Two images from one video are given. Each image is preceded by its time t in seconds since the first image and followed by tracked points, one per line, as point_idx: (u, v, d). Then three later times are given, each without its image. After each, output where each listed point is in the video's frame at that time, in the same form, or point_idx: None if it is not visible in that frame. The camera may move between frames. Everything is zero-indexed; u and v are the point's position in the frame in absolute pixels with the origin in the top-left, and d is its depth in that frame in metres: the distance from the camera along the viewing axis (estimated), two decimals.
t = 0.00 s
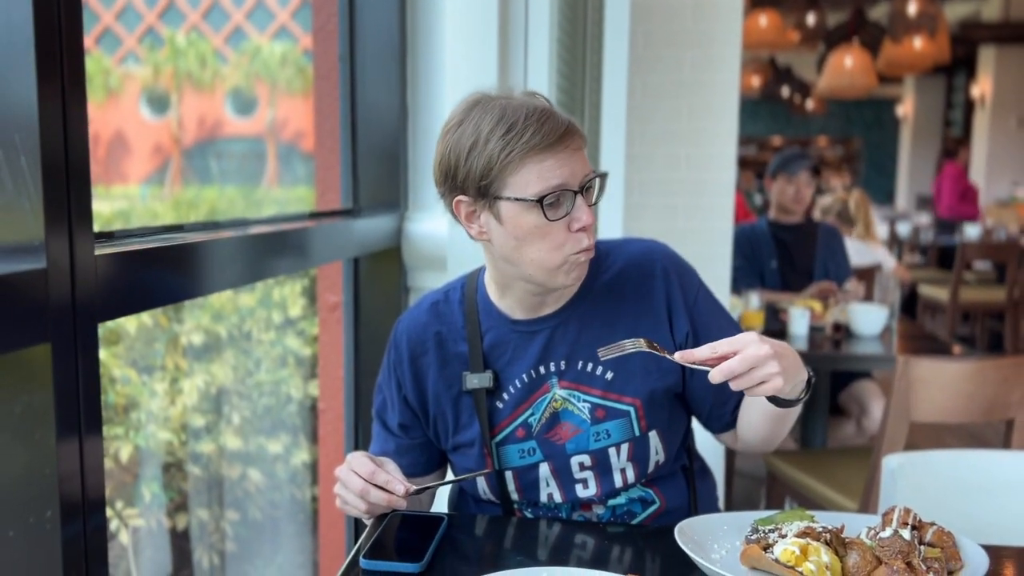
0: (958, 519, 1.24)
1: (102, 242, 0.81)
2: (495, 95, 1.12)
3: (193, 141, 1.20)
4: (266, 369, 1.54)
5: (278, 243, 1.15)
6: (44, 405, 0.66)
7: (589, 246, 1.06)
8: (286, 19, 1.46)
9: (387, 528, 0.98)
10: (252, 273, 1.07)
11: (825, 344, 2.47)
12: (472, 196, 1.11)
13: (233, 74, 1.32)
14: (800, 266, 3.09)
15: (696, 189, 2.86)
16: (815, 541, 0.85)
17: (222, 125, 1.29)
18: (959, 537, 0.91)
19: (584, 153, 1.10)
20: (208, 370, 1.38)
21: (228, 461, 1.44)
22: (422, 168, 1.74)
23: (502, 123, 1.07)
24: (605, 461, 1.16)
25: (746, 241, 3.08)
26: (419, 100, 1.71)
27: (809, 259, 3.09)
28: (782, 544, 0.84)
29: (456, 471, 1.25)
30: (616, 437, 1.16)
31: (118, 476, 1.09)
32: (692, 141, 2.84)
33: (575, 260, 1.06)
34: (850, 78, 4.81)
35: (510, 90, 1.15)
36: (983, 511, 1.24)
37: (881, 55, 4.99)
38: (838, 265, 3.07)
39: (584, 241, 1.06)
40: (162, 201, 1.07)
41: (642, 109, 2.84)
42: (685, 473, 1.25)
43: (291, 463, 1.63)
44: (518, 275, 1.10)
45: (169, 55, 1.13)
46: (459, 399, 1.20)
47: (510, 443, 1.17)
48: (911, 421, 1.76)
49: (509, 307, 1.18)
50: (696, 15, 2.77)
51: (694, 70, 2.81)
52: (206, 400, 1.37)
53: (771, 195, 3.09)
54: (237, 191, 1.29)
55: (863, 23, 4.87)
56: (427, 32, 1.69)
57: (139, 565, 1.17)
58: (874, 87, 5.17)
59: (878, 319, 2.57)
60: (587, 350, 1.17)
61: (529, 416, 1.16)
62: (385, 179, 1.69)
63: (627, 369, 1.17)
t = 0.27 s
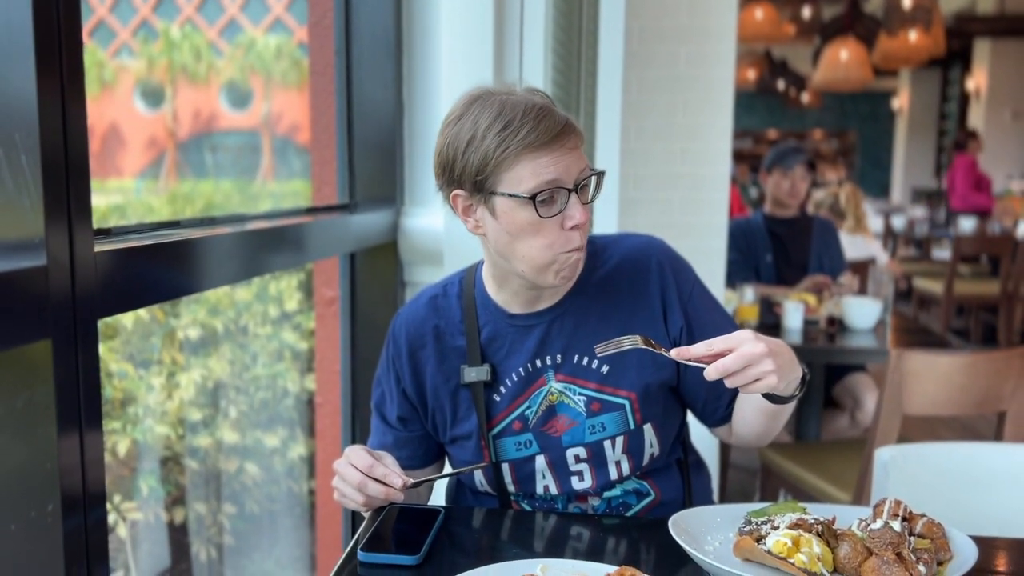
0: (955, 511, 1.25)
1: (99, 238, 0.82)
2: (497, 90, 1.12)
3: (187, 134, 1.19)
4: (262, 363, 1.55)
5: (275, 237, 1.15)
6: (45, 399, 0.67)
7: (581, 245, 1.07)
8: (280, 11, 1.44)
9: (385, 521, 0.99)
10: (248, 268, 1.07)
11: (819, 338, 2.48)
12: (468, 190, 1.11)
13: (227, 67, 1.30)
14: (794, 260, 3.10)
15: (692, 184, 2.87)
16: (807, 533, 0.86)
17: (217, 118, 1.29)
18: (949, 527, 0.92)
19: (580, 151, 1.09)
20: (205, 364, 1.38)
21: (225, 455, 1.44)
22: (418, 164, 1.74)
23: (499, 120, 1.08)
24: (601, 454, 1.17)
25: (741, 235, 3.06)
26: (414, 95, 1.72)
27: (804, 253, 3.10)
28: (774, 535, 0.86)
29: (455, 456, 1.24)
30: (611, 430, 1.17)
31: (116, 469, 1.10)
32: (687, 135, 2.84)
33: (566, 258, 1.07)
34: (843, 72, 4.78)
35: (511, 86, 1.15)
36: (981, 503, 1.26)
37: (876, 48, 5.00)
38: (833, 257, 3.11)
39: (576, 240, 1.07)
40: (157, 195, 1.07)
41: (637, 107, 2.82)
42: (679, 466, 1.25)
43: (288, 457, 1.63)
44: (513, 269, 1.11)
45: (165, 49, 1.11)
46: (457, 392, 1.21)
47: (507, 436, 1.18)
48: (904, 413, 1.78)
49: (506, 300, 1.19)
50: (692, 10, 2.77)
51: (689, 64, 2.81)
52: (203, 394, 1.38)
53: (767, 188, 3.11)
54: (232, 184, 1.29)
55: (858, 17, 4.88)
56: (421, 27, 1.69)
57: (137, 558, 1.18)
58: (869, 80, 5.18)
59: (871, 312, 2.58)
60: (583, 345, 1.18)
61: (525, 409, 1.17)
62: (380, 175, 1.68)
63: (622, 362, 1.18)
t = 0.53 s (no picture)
0: (953, 504, 1.26)
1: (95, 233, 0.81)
2: (491, 83, 1.13)
3: (183, 129, 1.19)
4: (259, 358, 1.55)
5: (271, 231, 1.15)
6: (43, 394, 0.67)
7: (565, 236, 1.05)
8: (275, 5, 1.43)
9: (383, 514, 0.99)
10: (244, 262, 1.06)
11: (815, 332, 2.49)
12: (458, 180, 1.13)
13: (222, 62, 1.30)
14: (790, 255, 3.10)
15: (687, 177, 2.88)
16: (802, 525, 0.86)
17: (213, 113, 1.28)
18: (943, 519, 0.92)
19: (568, 141, 1.08)
20: (201, 359, 1.38)
21: (222, 449, 1.45)
22: (414, 158, 1.73)
23: (483, 110, 1.08)
24: (598, 447, 1.18)
25: (738, 231, 3.09)
26: (411, 89, 1.71)
27: (800, 247, 3.10)
28: (770, 527, 0.86)
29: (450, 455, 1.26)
30: (609, 423, 1.17)
31: (113, 465, 1.10)
32: (683, 130, 2.84)
33: (549, 248, 1.05)
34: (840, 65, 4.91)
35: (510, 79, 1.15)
36: (979, 496, 1.26)
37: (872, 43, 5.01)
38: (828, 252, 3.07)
39: (560, 230, 1.05)
40: (152, 191, 1.05)
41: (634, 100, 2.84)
42: (675, 459, 1.26)
43: (285, 452, 1.63)
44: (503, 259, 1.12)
45: (160, 44, 1.11)
46: (456, 385, 1.21)
47: (505, 429, 1.18)
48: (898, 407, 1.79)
49: (504, 294, 1.20)
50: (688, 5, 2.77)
51: (684, 59, 2.81)
52: (200, 388, 1.38)
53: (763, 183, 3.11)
54: (228, 179, 1.28)
55: (854, 10, 4.87)
56: (415, 22, 1.68)
57: (134, 553, 1.18)
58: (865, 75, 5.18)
59: (866, 307, 2.59)
60: (582, 339, 1.18)
61: (523, 402, 1.17)
62: (378, 170, 1.68)
63: (621, 357, 1.18)
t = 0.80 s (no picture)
0: (948, 498, 1.27)
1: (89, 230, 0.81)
2: (486, 74, 1.14)
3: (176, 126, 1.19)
4: (255, 355, 1.55)
5: (268, 227, 1.15)
6: (39, 391, 0.67)
7: (530, 229, 1.05)
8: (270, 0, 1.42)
9: (379, 510, 0.99)
10: (241, 259, 1.06)
11: (810, 327, 2.49)
12: (446, 169, 1.15)
13: (217, 58, 1.29)
14: (786, 251, 3.11)
15: (682, 172, 2.86)
16: (797, 520, 0.87)
17: (208, 109, 1.28)
18: (937, 513, 0.93)
19: (541, 133, 1.07)
20: (197, 356, 1.38)
21: (218, 446, 1.45)
22: (411, 155, 1.73)
23: (463, 100, 1.10)
24: (598, 441, 1.18)
25: (734, 227, 3.10)
26: (407, 87, 1.71)
27: (795, 243, 3.11)
28: (765, 522, 0.87)
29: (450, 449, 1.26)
30: (609, 418, 1.18)
31: (109, 461, 1.10)
32: (679, 127, 2.83)
33: (515, 240, 1.06)
34: (837, 61, 4.92)
35: (509, 69, 1.16)
36: (973, 491, 1.27)
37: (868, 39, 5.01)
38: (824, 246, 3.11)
39: (525, 223, 1.05)
40: (147, 187, 1.05)
41: (632, 96, 2.83)
42: (673, 454, 1.26)
43: (281, 448, 1.63)
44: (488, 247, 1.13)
45: (155, 40, 1.10)
46: (457, 376, 1.21)
47: (505, 421, 1.18)
48: (893, 402, 1.80)
49: (505, 286, 1.21)
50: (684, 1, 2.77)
51: (680, 56, 2.80)
52: (196, 385, 1.38)
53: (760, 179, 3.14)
54: (224, 176, 1.28)
55: (849, 6, 4.88)
56: (414, 18, 1.68)
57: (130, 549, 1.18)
58: (861, 71, 5.19)
59: (862, 302, 2.59)
60: (583, 333, 1.19)
61: (524, 395, 1.18)
62: (373, 165, 1.68)
63: (621, 351, 1.19)
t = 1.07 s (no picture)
0: (942, 493, 1.27)
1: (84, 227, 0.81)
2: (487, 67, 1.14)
3: (175, 124, 1.13)
4: (251, 352, 1.55)
5: (265, 224, 1.16)
6: (36, 387, 0.67)
7: (502, 223, 1.06)
8: None
9: (375, 507, 0.99)
10: (236, 256, 1.06)
11: (805, 324, 2.50)
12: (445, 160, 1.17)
13: (213, 55, 1.24)
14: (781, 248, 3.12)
15: (678, 169, 2.87)
16: (792, 515, 0.87)
17: (204, 107, 1.22)
18: (932, 509, 0.93)
19: (520, 128, 1.07)
20: (193, 354, 1.38)
21: (215, 444, 1.45)
22: (409, 155, 1.73)
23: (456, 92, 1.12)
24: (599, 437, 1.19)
25: (731, 222, 3.08)
26: (403, 86, 1.70)
27: (791, 241, 3.12)
28: (760, 518, 0.87)
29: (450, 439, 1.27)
30: (611, 414, 1.19)
31: (105, 459, 1.10)
32: (675, 124, 2.84)
33: (490, 233, 1.07)
34: (833, 58, 4.93)
35: (514, 64, 1.16)
36: (967, 487, 1.27)
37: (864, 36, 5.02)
38: (819, 244, 3.10)
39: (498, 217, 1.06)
40: (144, 185, 1.02)
41: (627, 94, 2.84)
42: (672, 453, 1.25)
43: (278, 445, 1.63)
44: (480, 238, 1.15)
45: (151, 37, 1.04)
46: (460, 367, 1.21)
47: (508, 414, 1.18)
48: (889, 399, 1.80)
49: (509, 278, 1.20)
50: None
51: (675, 53, 2.80)
52: (192, 383, 1.38)
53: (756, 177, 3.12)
54: (220, 173, 1.25)
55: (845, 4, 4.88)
56: (411, 16, 1.68)
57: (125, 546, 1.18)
58: (856, 68, 5.20)
59: (858, 299, 2.60)
60: (586, 330, 1.19)
61: (527, 388, 1.18)
62: (369, 162, 1.68)
63: (625, 348, 1.19)
